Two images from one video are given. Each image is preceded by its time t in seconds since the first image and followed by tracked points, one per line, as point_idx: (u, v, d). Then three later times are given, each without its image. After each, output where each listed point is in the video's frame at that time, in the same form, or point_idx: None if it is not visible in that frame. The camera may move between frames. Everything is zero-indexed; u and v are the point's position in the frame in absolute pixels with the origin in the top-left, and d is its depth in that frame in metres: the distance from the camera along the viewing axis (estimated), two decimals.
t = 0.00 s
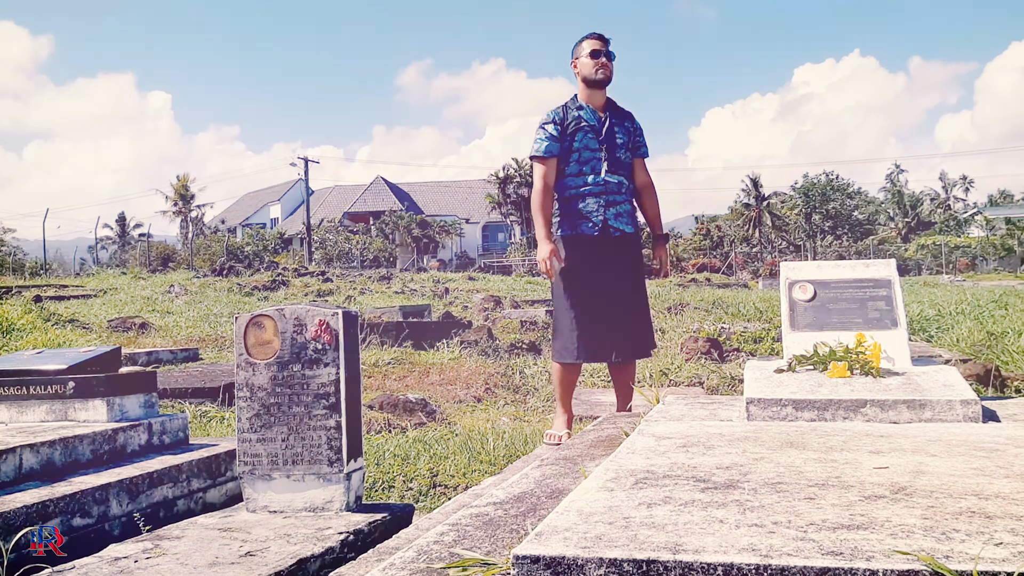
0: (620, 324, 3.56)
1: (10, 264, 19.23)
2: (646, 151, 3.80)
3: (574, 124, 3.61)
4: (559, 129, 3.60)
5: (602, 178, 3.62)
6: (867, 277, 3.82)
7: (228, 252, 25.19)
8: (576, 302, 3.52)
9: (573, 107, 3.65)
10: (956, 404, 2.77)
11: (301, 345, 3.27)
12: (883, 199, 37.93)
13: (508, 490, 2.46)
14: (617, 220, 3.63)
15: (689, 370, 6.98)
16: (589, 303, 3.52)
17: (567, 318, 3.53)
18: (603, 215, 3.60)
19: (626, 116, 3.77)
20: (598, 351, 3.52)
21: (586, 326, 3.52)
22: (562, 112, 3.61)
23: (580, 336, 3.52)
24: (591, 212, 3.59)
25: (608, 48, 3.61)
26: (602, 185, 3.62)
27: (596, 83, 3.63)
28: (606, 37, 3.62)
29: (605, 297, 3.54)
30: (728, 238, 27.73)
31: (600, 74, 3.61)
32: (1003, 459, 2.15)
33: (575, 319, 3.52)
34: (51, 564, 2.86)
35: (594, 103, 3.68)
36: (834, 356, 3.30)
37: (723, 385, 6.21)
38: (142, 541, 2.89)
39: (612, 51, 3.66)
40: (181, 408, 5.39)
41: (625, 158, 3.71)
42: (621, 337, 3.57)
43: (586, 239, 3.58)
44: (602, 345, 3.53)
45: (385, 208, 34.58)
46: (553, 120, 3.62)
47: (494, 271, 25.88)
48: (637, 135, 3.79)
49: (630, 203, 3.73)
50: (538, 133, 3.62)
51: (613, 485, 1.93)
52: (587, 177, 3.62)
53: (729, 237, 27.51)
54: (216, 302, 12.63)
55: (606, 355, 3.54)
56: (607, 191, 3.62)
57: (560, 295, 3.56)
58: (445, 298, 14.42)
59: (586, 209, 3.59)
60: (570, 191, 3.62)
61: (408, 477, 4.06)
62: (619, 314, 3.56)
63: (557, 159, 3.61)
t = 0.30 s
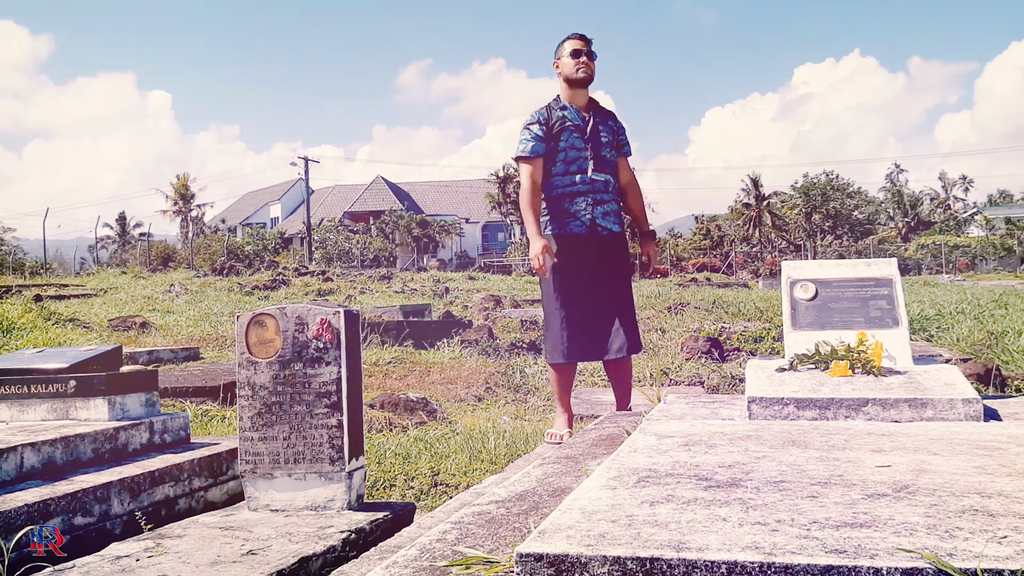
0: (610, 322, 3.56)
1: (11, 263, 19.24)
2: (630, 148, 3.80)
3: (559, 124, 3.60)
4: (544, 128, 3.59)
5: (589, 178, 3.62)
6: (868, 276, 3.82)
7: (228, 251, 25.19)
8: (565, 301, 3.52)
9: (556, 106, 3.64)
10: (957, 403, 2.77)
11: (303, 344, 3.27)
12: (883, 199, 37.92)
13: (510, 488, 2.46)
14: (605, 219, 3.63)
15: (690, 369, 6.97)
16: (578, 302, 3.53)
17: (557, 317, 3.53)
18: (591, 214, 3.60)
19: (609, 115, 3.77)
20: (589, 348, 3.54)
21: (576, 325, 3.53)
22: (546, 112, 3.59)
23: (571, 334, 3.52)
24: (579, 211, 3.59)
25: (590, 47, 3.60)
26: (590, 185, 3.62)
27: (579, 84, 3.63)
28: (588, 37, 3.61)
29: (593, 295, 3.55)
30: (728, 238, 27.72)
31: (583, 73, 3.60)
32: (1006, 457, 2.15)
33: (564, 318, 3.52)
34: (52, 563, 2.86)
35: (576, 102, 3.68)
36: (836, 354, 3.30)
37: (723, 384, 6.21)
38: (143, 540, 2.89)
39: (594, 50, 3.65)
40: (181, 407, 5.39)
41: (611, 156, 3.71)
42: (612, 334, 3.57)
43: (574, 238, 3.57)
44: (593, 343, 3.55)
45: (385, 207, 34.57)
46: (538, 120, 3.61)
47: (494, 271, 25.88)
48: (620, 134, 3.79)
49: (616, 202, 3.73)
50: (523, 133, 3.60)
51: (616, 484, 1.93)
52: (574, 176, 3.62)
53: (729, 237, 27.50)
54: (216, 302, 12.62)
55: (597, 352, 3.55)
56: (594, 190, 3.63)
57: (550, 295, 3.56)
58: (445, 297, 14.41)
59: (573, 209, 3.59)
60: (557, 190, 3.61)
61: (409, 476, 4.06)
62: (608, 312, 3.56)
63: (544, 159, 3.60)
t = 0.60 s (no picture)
0: (602, 322, 3.58)
1: (13, 265, 19.27)
2: (618, 150, 3.79)
3: (548, 127, 3.60)
4: (533, 133, 3.58)
5: (578, 180, 3.61)
6: (873, 277, 3.82)
7: (230, 252, 25.21)
8: (557, 303, 3.52)
9: (544, 110, 3.63)
10: (963, 404, 2.76)
11: (306, 345, 3.26)
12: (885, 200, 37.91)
13: (514, 489, 2.45)
14: (596, 220, 3.62)
15: (693, 370, 6.97)
16: (570, 305, 3.53)
17: (549, 320, 3.53)
18: (581, 215, 3.59)
19: (597, 117, 3.76)
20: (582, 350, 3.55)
21: (570, 327, 3.54)
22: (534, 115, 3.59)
23: (564, 336, 3.53)
24: (569, 213, 3.58)
25: (575, 51, 3.61)
26: (580, 187, 3.61)
27: (565, 86, 3.62)
28: (574, 41, 3.62)
29: (585, 297, 3.55)
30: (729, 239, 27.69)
31: (568, 77, 3.60)
32: (1013, 458, 2.15)
33: (556, 321, 3.52)
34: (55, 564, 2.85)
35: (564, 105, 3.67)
36: (840, 356, 3.29)
37: (726, 385, 6.20)
38: (146, 541, 2.88)
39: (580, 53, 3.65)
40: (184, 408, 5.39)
41: (599, 158, 3.71)
42: (604, 335, 3.58)
43: (564, 240, 3.56)
44: (586, 345, 3.56)
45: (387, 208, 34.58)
46: (527, 124, 3.59)
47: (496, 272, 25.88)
48: (608, 135, 3.78)
49: (606, 203, 3.72)
50: (513, 138, 3.60)
51: (622, 485, 1.92)
52: (563, 178, 3.60)
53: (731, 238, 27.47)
54: (219, 303, 12.63)
55: (591, 354, 3.56)
56: (585, 192, 3.61)
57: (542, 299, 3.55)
58: (447, 298, 14.39)
59: (563, 210, 3.58)
60: (547, 193, 3.60)
61: (413, 477, 4.06)
62: (601, 313, 3.58)
63: (534, 162, 3.59)
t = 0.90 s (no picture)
0: (598, 325, 3.56)
1: (16, 265, 19.31)
2: (614, 150, 3.75)
3: (539, 130, 3.61)
4: (523, 137, 3.60)
5: (570, 181, 3.59)
6: (879, 278, 3.80)
7: (233, 252, 25.24)
8: (550, 307, 3.53)
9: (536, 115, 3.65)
10: (971, 406, 2.74)
11: (310, 346, 3.25)
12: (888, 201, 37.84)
13: (520, 492, 2.43)
14: (589, 222, 3.59)
15: (697, 371, 6.94)
16: (564, 308, 3.52)
17: (543, 325, 3.54)
18: (573, 217, 3.56)
19: (592, 117, 3.73)
20: (580, 353, 3.54)
21: (565, 331, 3.53)
22: (525, 119, 3.60)
23: (560, 340, 3.53)
24: (560, 214, 3.56)
25: (561, 56, 3.59)
26: (572, 188, 3.59)
27: (555, 90, 3.62)
28: (562, 44, 3.61)
29: (579, 299, 3.54)
30: (732, 240, 27.65)
31: (554, 84, 3.60)
32: (1023, 461, 2.13)
33: (550, 324, 3.53)
34: (57, 565, 2.84)
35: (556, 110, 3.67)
36: (847, 358, 3.27)
37: (730, 387, 6.18)
38: (149, 543, 2.87)
39: (569, 57, 3.62)
40: (187, 409, 5.38)
41: (593, 159, 3.67)
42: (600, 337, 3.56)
43: (555, 241, 3.55)
44: (583, 347, 3.54)
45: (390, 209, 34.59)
46: (518, 129, 3.61)
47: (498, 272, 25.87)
48: (603, 135, 3.74)
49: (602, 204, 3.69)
50: (504, 143, 3.63)
51: (629, 487, 1.90)
52: (554, 180, 3.60)
53: (734, 239, 27.44)
54: (222, 303, 12.64)
55: (589, 356, 3.53)
56: (577, 193, 3.59)
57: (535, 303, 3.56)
58: (449, 299, 14.37)
59: (554, 212, 3.57)
60: (539, 196, 3.61)
61: (416, 479, 4.04)
62: (596, 315, 3.56)
63: (525, 166, 3.61)
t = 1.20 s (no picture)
0: (598, 324, 3.54)
1: (18, 265, 19.32)
2: (613, 148, 3.70)
3: (532, 134, 3.65)
4: (516, 142, 3.67)
5: (564, 182, 3.59)
6: (884, 279, 3.77)
7: (235, 253, 25.23)
8: (548, 308, 3.52)
9: (529, 119, 3.68)
10: (977, 409, 2.72)
11: (312, 347, 3.24)
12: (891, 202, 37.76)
13: (522, 494, 2.42)
14: (583, 222, 3.57)
15: (699, 372, 6.91)
16: (562, 309, 3.51)
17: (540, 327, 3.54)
18: (566, 217, 3.55)
19: (589, 117, 3.71)
20: (580, 353, 3.52)
21: (564, 332, 3.51)
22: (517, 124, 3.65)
23: (559, 341, 3.51)
24: (552, 215, 3.56)
25: (541, 61, 3.57)
26: (564, 189, 3.58)
27: (544, 93, 3.61)
28: (548, 46, 3.59)
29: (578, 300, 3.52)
30: (734, 240, 27.60)
31: (534, 91, 3.60)
32: None
33: (549, 325, 3.52)
34: (57, 566, 2.83)
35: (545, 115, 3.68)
36: (852, 359, 3.25)
37: (733, 388, 6.16)
38: (150, 545, 2.86)
39: (552, 62, 3.59)
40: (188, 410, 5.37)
41: (587, 159, 3.65)
42: (598, 337, 3.54)
43: (549, 242, 3.55)
44: (584, 347, 3.52)
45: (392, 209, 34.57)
46: (512, 134, 3.68)
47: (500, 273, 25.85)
48: (600, 134, 3.70)
49: (600, 205, 3.65)
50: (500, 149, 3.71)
51: (633, 491, 1.89)
52: (547, 182, 3.61)
53: (736, 239, 27.39)
54: (224, 304, 12.63)
55: (589, 356, 3.52)
56: (570, 194, 3.58)
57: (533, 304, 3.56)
58: (452, 300, 14.34)
59: (547, 213, 3.57)
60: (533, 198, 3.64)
61: (418, 481, 4.02)
62: (594, 316, 3.53)
63: (518, 170, 3.67)
